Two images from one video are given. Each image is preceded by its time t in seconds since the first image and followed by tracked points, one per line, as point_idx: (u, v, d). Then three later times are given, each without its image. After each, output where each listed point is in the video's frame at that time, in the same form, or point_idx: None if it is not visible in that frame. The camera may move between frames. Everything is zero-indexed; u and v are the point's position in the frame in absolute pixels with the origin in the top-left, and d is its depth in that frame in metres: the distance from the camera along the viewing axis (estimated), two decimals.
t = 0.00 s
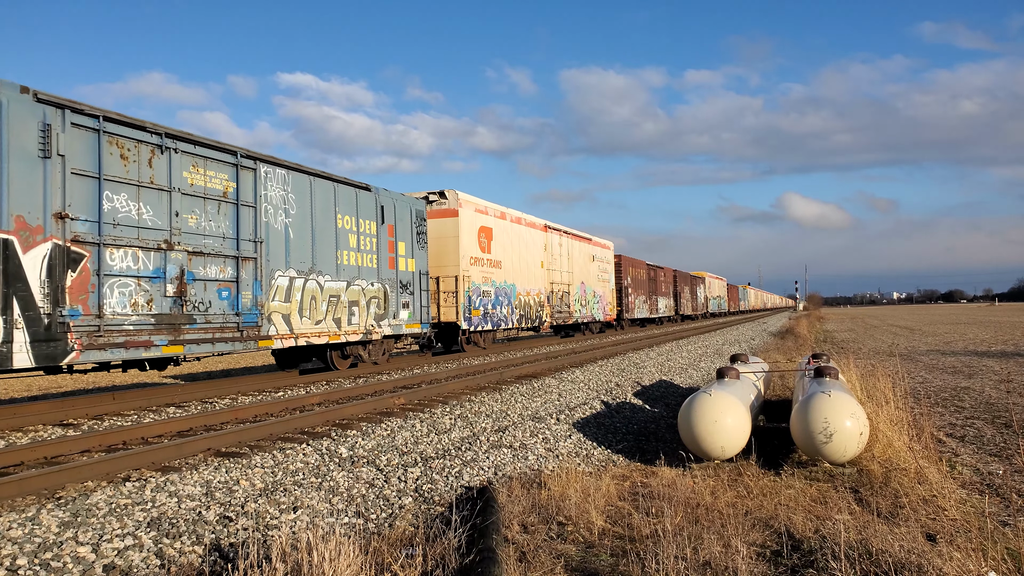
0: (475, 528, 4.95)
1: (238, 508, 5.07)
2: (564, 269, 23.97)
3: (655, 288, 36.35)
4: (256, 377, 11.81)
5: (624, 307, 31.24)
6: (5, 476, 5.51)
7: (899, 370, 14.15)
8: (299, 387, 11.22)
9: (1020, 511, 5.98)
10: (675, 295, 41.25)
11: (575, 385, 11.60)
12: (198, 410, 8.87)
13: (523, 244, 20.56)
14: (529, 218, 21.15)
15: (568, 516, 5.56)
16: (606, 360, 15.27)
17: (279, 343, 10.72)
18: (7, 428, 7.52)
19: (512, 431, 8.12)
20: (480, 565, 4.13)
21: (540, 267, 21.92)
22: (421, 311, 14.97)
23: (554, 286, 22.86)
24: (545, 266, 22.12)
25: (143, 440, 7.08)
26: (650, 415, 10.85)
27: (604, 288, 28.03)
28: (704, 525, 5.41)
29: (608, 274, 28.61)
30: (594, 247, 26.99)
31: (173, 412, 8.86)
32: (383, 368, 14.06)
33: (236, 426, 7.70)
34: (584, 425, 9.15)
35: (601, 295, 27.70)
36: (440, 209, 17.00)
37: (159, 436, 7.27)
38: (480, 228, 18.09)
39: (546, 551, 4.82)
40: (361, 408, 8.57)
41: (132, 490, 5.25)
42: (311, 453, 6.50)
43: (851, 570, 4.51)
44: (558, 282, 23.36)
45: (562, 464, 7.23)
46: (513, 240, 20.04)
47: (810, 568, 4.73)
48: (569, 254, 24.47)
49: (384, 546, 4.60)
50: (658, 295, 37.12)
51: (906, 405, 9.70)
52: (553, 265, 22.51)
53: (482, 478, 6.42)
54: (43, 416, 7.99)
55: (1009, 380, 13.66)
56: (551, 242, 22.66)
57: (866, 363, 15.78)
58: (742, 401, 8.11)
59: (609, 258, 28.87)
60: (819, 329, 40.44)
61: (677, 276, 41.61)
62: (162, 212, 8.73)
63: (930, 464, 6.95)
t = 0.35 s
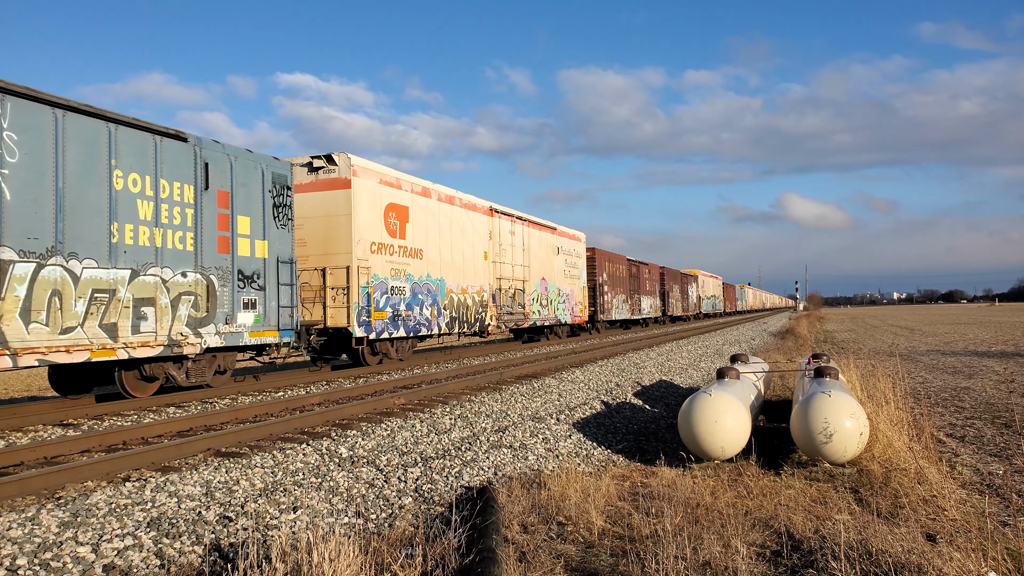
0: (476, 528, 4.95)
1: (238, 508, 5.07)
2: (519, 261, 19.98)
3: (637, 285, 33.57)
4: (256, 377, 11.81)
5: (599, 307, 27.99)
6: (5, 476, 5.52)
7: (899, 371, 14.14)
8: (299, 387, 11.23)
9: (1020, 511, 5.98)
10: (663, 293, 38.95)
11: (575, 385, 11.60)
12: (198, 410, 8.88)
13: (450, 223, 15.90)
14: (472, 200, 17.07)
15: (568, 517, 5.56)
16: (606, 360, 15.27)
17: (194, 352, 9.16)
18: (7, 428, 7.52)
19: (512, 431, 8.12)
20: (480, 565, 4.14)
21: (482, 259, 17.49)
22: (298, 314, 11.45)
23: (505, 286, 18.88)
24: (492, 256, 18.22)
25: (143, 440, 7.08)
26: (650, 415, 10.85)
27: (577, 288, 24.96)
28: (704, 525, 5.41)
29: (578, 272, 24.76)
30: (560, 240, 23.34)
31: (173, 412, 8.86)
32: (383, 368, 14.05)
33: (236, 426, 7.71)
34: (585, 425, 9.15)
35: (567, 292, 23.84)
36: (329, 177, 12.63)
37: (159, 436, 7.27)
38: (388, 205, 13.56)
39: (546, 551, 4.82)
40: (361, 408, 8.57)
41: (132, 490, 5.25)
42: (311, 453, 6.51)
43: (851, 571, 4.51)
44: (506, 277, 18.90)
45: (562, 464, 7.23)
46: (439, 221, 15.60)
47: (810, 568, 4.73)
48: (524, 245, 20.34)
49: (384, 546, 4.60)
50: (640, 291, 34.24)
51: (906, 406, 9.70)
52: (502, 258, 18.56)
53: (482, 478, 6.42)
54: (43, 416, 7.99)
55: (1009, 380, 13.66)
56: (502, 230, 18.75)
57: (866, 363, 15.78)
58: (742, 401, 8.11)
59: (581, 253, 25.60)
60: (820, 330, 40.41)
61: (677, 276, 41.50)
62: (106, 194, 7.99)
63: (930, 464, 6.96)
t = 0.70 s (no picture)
0: (475, 528, 4.95)
1: (238, 508, 5.07)
2: (450, 249, 15.94)
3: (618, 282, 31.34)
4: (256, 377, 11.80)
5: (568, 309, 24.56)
6: (5, 476, 5.51)
7: (900, 371, 14.13)
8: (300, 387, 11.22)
9: (1020, 511, 5.97)
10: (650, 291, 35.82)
11: (575, 384, 11.60)
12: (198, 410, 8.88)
13: (335, 200, 11.89)
14: (380, 167, 13.35)
15: (568, 517, 5.56)
16: (606, 360, 15.27)
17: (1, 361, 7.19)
18: (8, 428, 7.52)
19: (512, 431, 8.12)
20: (480, 565, 4.13)
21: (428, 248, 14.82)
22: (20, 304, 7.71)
23: (424, 281, 14.68)
24: (416, 244, 14.33)
25: (143, 440, 7.08)
26: (650, 415, 10.84)
27: (541, 290, 21.62)
28: (704, 525, 5.40)
29: (541, 263, 21.76)
30: (513, 225, 19.43)
31: (173, 412, 8.86)
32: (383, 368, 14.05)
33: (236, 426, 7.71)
34: (585, 425, 9.14)
35: (520, 291, 19.99)
36: (115, 120, 8.79)
37: (160, 436, 7.27)
38: (218, 163, 9.58)
39: (546, 551, 4.82)
40: (361, 408, 8.57)
41: (132, 490, 5.25)
42: (311, 453, 6.50)
43: (851, 570, 4.51)
44: (446, 273, 15.70)
45: (562, 465, 7.23)
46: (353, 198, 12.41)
47: (810, 568, 4.72)
48: (458, 230, 16.30)
49: (383, 546, 4.60)
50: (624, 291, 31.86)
51: (906, 405, 9.70)
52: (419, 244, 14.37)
53: (482, 478, 6.42)
54: (44, 416, 7.99)
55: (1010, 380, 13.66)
56: (431, 211, 14.92)
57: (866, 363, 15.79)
58: (742, 401, 8.10)
59: (543, 247, 22.18)
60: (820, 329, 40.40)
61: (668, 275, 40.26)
62: None
63: (931, 464, 6.95)
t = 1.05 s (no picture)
0: (476, 528, 4.96)
1: (238, 508, 5.07)
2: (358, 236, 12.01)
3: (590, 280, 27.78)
4: (256, 377, 11.81)
5: (517, 308, 20.53)
6: (5, 476, 5.52)
7: (899, 371, 14.13)
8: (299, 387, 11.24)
9: (1020, 511, 5.98)
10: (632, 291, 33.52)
11: (575, 385, 11.61)
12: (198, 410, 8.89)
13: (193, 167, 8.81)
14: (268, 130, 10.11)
15: (568, 517, 5.56)
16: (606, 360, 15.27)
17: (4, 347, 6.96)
18: (8, 428, 7.53)
19: (512, 431, 8.12)
20: (480, 565, 4.14)
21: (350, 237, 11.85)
22: None
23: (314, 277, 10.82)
24: (274, 223, 10.08)
25: (143, 440, 7.09)
26: (650, 415, 10.85)
27: (482, 286, 17.20)
28: (703, 525, 5.41)
29: (484, 253, 17.49)
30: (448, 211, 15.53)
31: (173, 412, 8.87)
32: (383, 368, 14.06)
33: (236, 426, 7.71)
34: (584, 425, 9.15)
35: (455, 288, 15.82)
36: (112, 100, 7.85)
37: (160, 436, 7.28)
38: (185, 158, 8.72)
39: (546, 552, 4.82)
40: (361, 408, 8.58)
41: (132, 490, 5.25)
42: (311, 453, 6.51)
43: (851, 570, 4.51)
44: (329, 263, 11.25)
45: (562, 464, 7.24)
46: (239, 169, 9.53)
47: (810, 568, 4.73)
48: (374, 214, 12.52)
49: (384, 546, 4.60)
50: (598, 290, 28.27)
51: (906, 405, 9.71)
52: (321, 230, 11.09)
53: (482, 478, 6.42)
54: (43, 416, 8.00)
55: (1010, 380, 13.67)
56: (369, 209, 12.46)
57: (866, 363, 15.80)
58: (742, 401, 8.11)
59: (490, 233, 17.95)
60: (820, 329, 40.45)
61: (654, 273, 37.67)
62: None
63: (931, 464, 6.96)
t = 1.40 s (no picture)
0: (476, 528, 4.96)
1: (238, 508, 5.07)
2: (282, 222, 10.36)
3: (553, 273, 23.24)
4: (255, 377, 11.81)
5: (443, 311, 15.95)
6: (6, 476, 5.52)
7: (899, 371, 14.13)
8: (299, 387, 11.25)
9: (1020, 511, 5.98)
10: (610, 288, 28.73)
11: (575, 385, 11.61)
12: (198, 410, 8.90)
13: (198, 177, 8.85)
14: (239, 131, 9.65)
15: (568, 516, 5.56)
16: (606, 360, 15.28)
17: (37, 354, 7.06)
18: (8, 429, 7.53)
19: (512, 431, 8.12)
20: (480, 565, 4.14)
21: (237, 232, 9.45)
22: None
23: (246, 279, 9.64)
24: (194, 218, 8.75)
25: (143, 440, 7.09)
26: (650, 415, 10.86)
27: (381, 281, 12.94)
28: (704, 525, 5.41)
29: (386, 236, 13.16)
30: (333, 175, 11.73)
31: (173, 412, 8.88)
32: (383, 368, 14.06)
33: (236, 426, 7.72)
34: (584, 425, 9.15)
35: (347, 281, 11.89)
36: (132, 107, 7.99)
37: (159, 436, 7.28)
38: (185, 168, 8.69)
39: (546, 552, 4.82)
40: (361, 408, 8.58)
41: (132, 490, 5.25)
42: (311, 453, 6.51)
43: (851, 570, 4.51)
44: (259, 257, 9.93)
45: (562, 464, 7.24)
46: (89, 140, 7.42)
47: (810, 568, 4.73)
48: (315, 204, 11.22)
49: (384, 546, 4.60)
50: (562, 287, 23.73)
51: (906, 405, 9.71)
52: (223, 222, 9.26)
53: (481, 478, 6.42)
54: (43, 416, 7.99)
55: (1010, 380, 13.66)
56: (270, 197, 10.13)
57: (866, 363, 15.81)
58: (742, 401, 8.11)
59: (396, 213, 13.55)
60: (820, 329, 40.46)
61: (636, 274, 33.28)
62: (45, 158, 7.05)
63: (931, 464, 6.95)
